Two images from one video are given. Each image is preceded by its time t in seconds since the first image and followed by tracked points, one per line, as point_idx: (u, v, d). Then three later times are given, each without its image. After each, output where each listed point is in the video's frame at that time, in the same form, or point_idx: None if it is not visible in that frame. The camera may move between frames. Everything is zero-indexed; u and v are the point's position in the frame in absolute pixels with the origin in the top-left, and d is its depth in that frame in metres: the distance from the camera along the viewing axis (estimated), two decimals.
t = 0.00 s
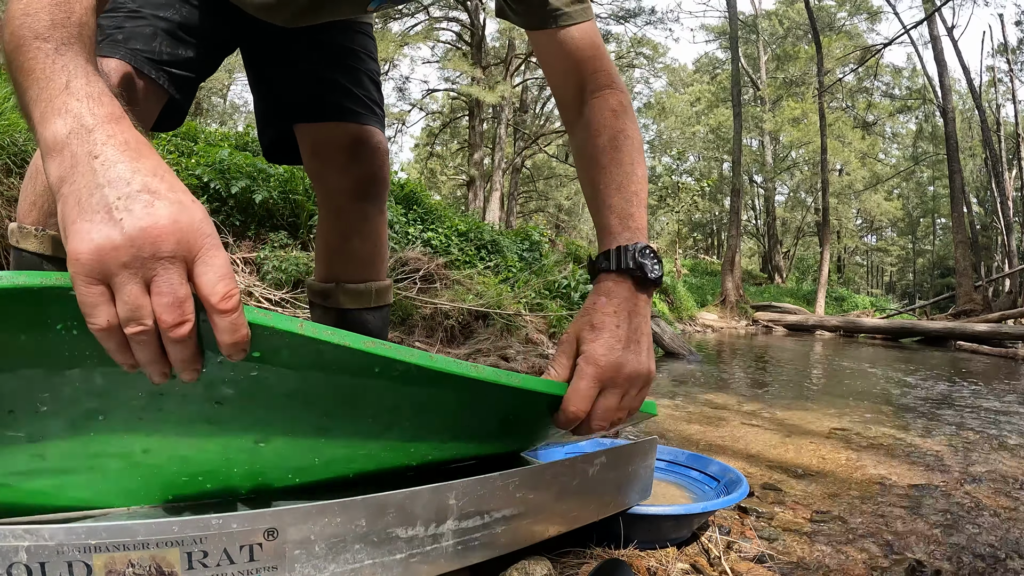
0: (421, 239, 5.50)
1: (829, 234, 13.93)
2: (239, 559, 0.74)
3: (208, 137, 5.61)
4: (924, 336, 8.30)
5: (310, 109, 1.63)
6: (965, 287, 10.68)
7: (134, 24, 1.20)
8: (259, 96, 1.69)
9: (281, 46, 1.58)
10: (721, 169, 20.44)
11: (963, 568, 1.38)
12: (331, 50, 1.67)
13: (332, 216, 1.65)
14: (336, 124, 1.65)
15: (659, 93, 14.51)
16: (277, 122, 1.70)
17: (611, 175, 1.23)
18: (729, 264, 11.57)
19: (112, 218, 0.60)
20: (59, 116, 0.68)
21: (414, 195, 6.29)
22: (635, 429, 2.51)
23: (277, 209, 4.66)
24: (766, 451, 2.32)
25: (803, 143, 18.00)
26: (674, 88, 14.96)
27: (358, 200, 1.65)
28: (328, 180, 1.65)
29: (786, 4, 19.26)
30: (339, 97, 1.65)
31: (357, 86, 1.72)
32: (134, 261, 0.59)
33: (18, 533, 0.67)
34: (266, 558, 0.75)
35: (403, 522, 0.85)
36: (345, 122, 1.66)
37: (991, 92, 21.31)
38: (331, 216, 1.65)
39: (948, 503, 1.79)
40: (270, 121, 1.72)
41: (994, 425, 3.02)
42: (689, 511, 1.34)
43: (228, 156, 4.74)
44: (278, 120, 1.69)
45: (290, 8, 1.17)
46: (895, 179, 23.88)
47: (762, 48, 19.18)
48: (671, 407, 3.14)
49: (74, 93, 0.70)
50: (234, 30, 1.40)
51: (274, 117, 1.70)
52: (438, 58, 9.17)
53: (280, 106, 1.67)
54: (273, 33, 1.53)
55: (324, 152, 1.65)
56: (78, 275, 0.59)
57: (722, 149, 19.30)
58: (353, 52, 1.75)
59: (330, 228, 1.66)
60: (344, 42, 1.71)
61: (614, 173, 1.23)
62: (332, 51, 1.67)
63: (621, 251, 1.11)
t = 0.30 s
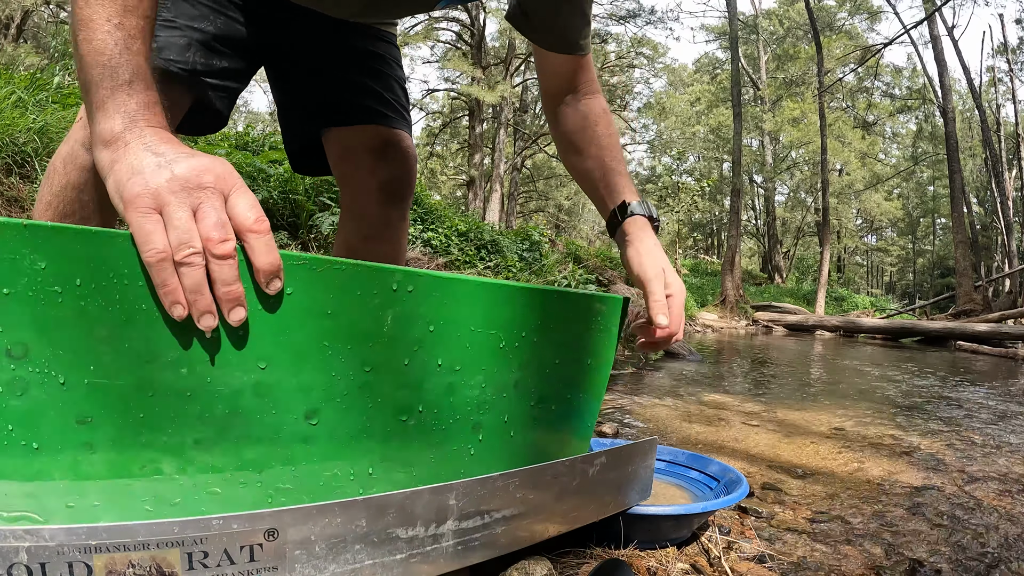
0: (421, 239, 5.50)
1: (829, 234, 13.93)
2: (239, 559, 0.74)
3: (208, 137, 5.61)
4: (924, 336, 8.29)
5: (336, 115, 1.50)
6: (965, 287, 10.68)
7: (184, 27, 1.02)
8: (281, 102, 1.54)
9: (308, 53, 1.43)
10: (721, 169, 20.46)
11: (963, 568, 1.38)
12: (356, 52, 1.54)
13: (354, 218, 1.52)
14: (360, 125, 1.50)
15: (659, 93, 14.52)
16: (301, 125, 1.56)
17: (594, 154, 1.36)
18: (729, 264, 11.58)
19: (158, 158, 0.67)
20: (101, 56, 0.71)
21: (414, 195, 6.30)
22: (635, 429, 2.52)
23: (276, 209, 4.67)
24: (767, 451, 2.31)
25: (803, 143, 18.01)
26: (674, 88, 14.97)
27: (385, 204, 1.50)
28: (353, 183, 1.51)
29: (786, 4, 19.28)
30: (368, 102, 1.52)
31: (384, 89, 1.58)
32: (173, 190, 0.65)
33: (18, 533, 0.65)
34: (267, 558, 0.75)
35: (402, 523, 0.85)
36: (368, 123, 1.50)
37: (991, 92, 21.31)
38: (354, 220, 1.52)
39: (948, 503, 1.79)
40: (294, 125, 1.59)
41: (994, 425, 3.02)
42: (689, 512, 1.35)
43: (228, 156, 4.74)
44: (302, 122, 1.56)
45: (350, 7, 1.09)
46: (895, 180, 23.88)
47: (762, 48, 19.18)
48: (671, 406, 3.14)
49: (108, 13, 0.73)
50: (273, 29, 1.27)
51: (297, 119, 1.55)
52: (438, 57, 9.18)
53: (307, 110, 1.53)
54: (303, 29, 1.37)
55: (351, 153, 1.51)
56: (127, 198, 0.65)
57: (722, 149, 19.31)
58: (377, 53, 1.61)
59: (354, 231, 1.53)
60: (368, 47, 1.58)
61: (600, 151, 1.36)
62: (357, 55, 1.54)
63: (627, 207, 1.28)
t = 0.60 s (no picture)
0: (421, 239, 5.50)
1: (829, 234, 13.93)
2: (239, 559, 0.74)
3: (208, 137, 5.59)
4: (924, 336, 8.29)
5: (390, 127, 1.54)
6: (965, 287, 10.68)
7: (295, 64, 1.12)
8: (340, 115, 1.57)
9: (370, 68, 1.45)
10: (721, 170, 20.48)
11: (964, 568, 1.38)
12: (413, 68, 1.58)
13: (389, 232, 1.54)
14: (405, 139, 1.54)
15: (659, 93, 14.52)
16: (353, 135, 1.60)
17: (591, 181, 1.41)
18: (729, 264, 11.59)
19: (173, 160, 0.73)
20: (140, 48, 0.80)
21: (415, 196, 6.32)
22: (635, 429, 2.53)
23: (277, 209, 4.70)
24: (766, 451, 2.32)
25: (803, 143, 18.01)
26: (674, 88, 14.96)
27: (417, 213, 1.54)
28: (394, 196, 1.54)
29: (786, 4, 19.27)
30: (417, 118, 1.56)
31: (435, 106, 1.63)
32: (171, 189, 0.69)
33: (18, 533, 0.65)
34: (267, 558, 0.75)
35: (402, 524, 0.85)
36: (414, 138, 1.55)
37: (991, 92, 21.30)
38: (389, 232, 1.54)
39: (948, 503, 1.79)
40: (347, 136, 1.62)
41: (994, 425, 3.02)
42: (689, 511, 1.35)
43: (229, 156, 4.76)
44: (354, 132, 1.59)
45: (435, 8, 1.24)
46: (895, 180, 23.86)
47: (762, 48, 19.20)
48: (671, 406, 3.15)
49: (156, 10, 0.82)
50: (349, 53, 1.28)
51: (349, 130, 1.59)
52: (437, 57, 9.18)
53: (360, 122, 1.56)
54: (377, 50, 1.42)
55: (397, 165, 1.55)
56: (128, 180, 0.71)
57: (722, 150, 19.34)
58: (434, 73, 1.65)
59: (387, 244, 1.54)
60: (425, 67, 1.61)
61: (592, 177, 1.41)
62: (416, 73, 1.58)
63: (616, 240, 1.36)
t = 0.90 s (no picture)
0: (421, 239, 5.50)
1: (829, 234, 13.92)
2: (239, 559, 0.74)
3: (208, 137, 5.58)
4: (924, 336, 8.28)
5: (436, 150, 1.90)
6: (965, 287, 10.67)
7: (309, 73, 1.45)
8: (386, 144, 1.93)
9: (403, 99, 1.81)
10: (721, 170, 20.48)
11: (963, 568, 1.38)
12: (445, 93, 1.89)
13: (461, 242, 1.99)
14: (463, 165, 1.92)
15: (659, 93, 14.52)
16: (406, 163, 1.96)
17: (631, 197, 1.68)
18: (729, 264, 11.59)
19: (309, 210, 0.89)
20: (231, 137, 0.97)
21: (414, 195, 6.33)
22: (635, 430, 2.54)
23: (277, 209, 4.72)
24: (765, 451, 2.32)
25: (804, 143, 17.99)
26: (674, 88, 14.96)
27: (486, 227, 1.95)
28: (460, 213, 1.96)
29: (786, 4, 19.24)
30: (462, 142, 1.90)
31: (474, 127, 1.95)
32: (331, 226, 0.86)
33: (19, 533, 0.68)
34: (267, 557, 0.75)
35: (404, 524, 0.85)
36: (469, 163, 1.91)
37: (991, 92, 21.27)
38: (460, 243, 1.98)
39: (947, 503, 1.79)
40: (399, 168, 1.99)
41: (994, 425, 3.02)
42: (689, 512, 1.35)
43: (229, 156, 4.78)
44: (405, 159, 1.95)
45: (439, 12, 1.48)
46: (896, 180, 23.84)
47: (762, 48, 19.20)
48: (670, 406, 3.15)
49: (227, 102, 1.00)
50: (366, 66, 1.65)
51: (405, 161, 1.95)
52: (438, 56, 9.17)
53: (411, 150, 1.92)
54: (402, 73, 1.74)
55: (459, 187, 1.94)
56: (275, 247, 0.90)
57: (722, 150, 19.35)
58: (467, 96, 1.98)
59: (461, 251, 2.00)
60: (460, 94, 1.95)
61: (635, 198, 1.68)
62: (451, 98, 1.91)
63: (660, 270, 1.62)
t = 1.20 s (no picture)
0: (421, 239, 5.49)
1: (829, 234, 13.91)
2: (239, 563, 0.76)
3: (208, 137, 5.57)
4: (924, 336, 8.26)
5: (496, 170, 2.00)
6: (965, 287, 10.66)
7: (387, 96, 1.76)
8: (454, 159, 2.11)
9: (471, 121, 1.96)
10: (722, 170, 20.48)
11: (964, 568, 1.38)
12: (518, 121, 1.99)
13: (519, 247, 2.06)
14: (524, 182, 2.00)
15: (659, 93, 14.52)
16: (472, 180, 2.11)
17: (647, 256, 1.79)
18: (729, 264, 11.58)
19: (321, 294, 1.04)
20: (289, 201, 1.09)
21: (414, 196, 6.32)
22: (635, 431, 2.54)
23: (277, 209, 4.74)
24: (765, 451, 2.31)
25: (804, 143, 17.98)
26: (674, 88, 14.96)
27: (548, 241, 2.01)
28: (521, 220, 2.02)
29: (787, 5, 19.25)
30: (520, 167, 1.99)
31: (541, 151, 2.04)
32: (329, 317, 1.01)
33: (16, 536, 0.68)
34: (266, 561, 0.77)
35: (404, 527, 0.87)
36: (534, 181, 2.00)
37: (991, 92, 21.27)
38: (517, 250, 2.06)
39: (948, 503, 1.78)
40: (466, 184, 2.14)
41: (994, 425, 3.01)
42: (690, 511, 1.34)
43: (229, 156, 4.78)
44: (470, 177, 2.10)
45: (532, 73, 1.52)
46: (895, 180, 23.83)
47: (762, 48, 19.20)
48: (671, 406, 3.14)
49: (309, 161, 1.12)
50: (443, 99, 1.85)
51: (471, 177, 2.10)
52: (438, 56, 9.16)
53: (474, 169, 2.06)
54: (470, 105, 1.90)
55: (520, 197, 2.02)
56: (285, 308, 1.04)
57: (722, 150, 19.35)
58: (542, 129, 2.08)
59: (518, 258, 2.06)
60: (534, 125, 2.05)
61: (654, 258, 1.78)
62: (525, 128, 2.01)
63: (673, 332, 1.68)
